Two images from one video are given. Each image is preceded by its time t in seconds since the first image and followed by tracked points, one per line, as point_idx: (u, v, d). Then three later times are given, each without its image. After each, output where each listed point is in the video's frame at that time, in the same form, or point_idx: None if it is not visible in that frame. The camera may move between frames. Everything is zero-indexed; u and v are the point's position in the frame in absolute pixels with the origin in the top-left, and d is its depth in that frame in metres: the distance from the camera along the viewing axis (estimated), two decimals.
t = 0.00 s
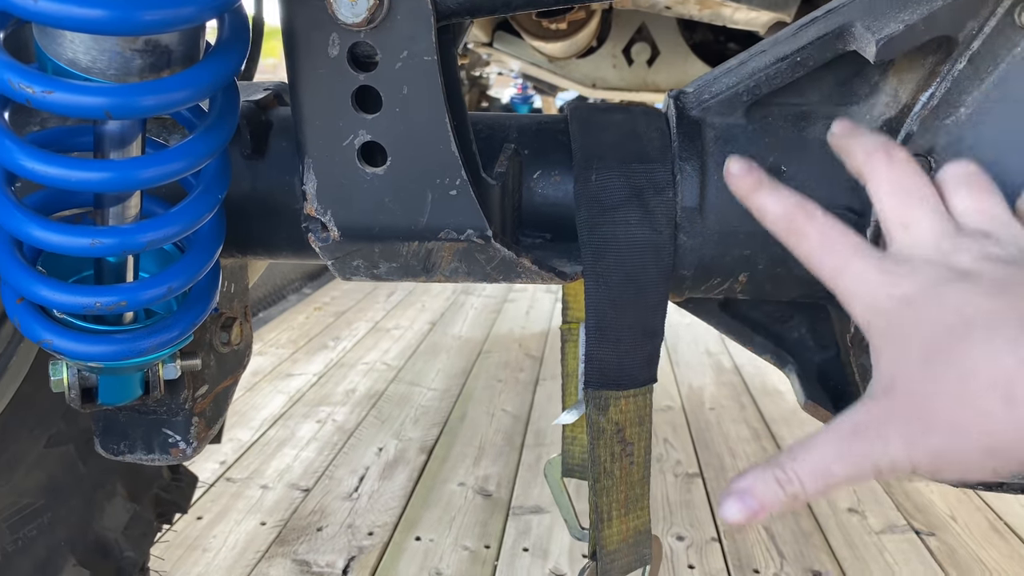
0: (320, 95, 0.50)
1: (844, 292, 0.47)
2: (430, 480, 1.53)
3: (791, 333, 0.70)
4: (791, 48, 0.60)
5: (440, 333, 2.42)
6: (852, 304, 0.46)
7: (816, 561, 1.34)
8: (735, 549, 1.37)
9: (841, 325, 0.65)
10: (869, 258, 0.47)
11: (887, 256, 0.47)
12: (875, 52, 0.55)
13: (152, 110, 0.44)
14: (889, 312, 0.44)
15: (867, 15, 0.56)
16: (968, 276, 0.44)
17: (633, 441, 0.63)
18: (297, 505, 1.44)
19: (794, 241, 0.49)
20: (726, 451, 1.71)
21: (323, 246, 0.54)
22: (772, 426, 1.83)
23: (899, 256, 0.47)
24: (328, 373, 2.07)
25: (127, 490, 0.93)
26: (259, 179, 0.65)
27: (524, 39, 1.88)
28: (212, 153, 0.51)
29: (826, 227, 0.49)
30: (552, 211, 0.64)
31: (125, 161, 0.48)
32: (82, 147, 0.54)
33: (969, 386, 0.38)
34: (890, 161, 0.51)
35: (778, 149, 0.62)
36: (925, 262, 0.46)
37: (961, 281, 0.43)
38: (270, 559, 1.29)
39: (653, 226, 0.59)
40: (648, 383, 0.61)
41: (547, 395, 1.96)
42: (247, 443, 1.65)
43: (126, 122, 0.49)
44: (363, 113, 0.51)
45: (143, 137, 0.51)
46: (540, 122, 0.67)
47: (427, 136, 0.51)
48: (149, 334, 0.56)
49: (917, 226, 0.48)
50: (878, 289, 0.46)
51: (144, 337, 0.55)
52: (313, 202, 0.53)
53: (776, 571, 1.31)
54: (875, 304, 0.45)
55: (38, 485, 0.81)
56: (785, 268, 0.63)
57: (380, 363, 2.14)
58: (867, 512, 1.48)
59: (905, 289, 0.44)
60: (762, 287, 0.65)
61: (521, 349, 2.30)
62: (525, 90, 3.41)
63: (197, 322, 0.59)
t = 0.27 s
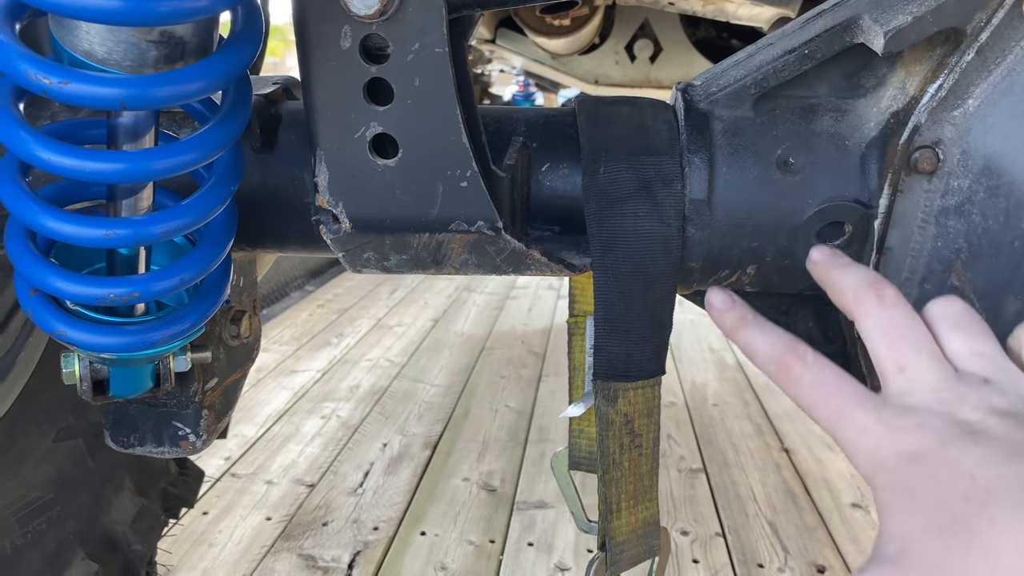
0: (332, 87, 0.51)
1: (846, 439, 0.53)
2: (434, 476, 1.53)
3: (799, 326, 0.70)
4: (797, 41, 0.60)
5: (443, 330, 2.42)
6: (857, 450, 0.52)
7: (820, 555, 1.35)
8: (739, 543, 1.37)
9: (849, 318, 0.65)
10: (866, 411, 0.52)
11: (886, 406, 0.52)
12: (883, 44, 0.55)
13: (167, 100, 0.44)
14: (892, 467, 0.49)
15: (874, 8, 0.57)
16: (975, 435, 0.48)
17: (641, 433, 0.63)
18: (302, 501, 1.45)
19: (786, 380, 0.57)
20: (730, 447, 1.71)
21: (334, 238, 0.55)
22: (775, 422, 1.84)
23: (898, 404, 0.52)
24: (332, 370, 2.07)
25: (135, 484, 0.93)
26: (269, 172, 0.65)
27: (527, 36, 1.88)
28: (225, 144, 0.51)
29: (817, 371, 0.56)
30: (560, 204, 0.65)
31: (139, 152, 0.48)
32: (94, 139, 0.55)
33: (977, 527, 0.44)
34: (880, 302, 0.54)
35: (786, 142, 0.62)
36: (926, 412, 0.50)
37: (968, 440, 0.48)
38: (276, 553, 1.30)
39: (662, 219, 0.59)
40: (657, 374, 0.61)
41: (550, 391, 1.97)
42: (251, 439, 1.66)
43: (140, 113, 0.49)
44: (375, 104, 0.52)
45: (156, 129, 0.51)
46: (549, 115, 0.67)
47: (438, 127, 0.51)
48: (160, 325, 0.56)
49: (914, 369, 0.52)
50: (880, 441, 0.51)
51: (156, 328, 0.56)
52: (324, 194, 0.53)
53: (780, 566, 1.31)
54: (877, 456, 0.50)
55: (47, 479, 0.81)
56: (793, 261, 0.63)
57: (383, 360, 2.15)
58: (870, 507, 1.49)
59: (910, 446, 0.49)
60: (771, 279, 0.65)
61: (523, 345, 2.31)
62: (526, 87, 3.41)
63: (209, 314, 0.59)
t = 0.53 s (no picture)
0: (323, 84, 0.51)
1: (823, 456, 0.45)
2: (432, 473, 1.54)
3: (792, 322, 0.70)
4: (789, 38, 0.60)
5: (442, 328, 2.43)
6: (829, 465, 0.44)
7: (817, 552, 1.35)
8: (736, 540, 1.37)
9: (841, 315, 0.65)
10: (847, 416, 0.46)
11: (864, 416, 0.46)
12: (874, 40, 0.55)
13: (157, 97, 0.45)
14: (872, 472, 0.42)
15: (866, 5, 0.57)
16: (964, 447, 0.41)
17: (634, 429, 0.64)
18: (300, 498, 1.45)
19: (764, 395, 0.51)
20: (728, 444, 1.71)
21: (325, 234, 0.55)
22: (773, 418, 1.84)
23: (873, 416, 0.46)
24: (331, 367, 2.08)
25: (132, 481, 0.93)
26: (263, 170, 0.65)
27: (525, 34, 1.88)
28: (216, 141, 0.51)
29: (797, 386, 0.50)
30: (553, 201, 0.65)
31: (130, 149, 0.48)
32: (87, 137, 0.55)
33: (975, 532, 0.35)
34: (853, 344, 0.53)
35: (778, 139, 0.62)
36: (906, 421, 0.45)
37: (956, 450, 0.41)
38: (273, 550, 1.30)
39: (654, 215, 0.59)
40: (648, 370, 0.62)
41: (548, 389, 1.97)
42: (250, 436, 1.66)
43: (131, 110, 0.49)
44: (365, 101, 0.52)
45: (147, 127, 0.51)
46: (542, 112, 0.67)
47: (429, 124, 0.51)
48: (153, 322, 0.56)
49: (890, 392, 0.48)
50: (861, 451, 0.43)
51: (149, 325, 0.56)
52: (316, 190, 0.53)
53: (777, 562, 1.32)
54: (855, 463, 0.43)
55: (43, 476, 0.81)
56: (784, 257, 0.63)
57: (382, 357, 2.15)
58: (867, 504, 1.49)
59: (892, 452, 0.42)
60: (762, 275, 0.65)
61: (522, 343, 2.31)
62: (525, 85, 3.41)
63: (202, 311, 0.59)
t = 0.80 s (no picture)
0: (315, 52, 0.49)
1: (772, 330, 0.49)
2: (431, 465, 1.52)
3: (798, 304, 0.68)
4: (796, 10, 0.58)
5: (441, 321, 2.41)
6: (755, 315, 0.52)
7: (820, 543, 1.33)
8: (738, 532, 1.36)
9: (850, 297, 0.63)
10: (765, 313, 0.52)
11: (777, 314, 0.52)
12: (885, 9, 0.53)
13: (142, 61, 0.43)
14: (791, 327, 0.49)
15: None
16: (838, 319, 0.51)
17: (636, 413, 0.61)
18: (297, 490, 1.44)
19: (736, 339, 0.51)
20: (729, 436, 1.69)
21: (319, 211, 0.53)
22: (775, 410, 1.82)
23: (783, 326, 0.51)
24: (329, 360, 2.06)
25: (125, 471, 0.92)
26: (255, 148, 0.63)
27: (524, 23, 1.85)
28: (204, 111, 0.49)
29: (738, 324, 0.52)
30: (553, 179, 0.63)
31: (116, 118, 0.46)
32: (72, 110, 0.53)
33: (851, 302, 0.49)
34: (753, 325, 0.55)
35: (785, 114, 0.60)
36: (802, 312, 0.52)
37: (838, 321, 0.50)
38: (270, 543, 1.29)
39: (658, 192, 0.58)
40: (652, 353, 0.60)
41: (548, 381, 1.95)
42: (247, 429, 1.64)
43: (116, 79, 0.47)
44: (359, 71, 0.50)
45: (134, 98, 0.50)
46: (541, 89, 0.65)
47: (425, 94, 0.49)
48: (141, 301, 0.54)
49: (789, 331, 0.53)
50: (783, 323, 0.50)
51: (137, 304, 0.54)
52: (308, 164, 0.52)
53: (780, 554, 1.30)
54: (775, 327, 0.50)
55: (34, 465, 0.80)
56: (791, 235, 0.62)
57: (381, 350, 2.13)
58: (871, 495, 1.47)
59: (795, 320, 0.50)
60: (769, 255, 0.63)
61: (522, 336, 2.29)
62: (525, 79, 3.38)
63: (192, 290, 0.58)
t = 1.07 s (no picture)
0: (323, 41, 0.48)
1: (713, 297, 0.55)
2: (435, 462, 1.51)
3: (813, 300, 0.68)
4: None
5: (443, 318, 2.40)
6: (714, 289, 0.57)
7: (827, 541, 1.32)
8: (744, 530, 1.35)
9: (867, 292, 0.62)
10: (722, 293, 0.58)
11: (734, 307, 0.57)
12: None
13: (147, 48, 0.42)
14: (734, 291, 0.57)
15: None
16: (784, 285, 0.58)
17: (682, 417, 0.55)
18: (300, 488, 1.43)
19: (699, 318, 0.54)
20: (734, 433, 1.68)
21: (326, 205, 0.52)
22: (779, 407, 1.81)
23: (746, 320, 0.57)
24: (332, 357, 2.05)
25: (127, 470, 0.91)
26: (260, 141, 0.62)
27: (527, 18, 1.84)
28: (209, 101, 0.48)
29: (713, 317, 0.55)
30: (564, 172, 0.62)
31: (119, 108, 0.45)
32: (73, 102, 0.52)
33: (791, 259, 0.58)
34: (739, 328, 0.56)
35: (801, 105, 0.59)
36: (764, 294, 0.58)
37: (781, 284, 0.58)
38: (273, 541, 1.28)
39: (678, 180, 0.56)
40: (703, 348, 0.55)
41: (552, 378, 1.94)
42: (249, 426, 1.63)
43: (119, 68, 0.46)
44: (368, 61, 0.49)
45: (137, 89, 0.48)
46: (551, 80, 0.64)
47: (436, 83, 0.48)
48: (145, 297, 0.53)
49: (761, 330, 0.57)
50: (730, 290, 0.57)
51: (140, 300, 0.53)
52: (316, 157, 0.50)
53: (786, 552, 1.29)
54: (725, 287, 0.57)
55: (36, 464, 0.79)
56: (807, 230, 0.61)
57: (383, 347, 2.12)
58: (878, 493, 1.46)
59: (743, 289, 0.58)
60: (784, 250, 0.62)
61: (525, 333, 2.28)
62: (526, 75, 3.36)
63: (196, 286, 0.56)
